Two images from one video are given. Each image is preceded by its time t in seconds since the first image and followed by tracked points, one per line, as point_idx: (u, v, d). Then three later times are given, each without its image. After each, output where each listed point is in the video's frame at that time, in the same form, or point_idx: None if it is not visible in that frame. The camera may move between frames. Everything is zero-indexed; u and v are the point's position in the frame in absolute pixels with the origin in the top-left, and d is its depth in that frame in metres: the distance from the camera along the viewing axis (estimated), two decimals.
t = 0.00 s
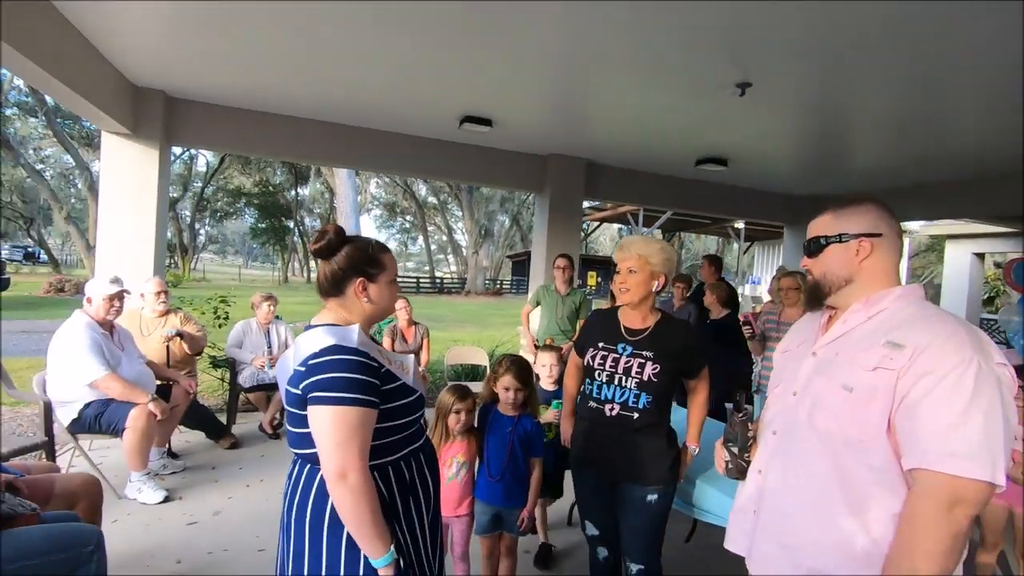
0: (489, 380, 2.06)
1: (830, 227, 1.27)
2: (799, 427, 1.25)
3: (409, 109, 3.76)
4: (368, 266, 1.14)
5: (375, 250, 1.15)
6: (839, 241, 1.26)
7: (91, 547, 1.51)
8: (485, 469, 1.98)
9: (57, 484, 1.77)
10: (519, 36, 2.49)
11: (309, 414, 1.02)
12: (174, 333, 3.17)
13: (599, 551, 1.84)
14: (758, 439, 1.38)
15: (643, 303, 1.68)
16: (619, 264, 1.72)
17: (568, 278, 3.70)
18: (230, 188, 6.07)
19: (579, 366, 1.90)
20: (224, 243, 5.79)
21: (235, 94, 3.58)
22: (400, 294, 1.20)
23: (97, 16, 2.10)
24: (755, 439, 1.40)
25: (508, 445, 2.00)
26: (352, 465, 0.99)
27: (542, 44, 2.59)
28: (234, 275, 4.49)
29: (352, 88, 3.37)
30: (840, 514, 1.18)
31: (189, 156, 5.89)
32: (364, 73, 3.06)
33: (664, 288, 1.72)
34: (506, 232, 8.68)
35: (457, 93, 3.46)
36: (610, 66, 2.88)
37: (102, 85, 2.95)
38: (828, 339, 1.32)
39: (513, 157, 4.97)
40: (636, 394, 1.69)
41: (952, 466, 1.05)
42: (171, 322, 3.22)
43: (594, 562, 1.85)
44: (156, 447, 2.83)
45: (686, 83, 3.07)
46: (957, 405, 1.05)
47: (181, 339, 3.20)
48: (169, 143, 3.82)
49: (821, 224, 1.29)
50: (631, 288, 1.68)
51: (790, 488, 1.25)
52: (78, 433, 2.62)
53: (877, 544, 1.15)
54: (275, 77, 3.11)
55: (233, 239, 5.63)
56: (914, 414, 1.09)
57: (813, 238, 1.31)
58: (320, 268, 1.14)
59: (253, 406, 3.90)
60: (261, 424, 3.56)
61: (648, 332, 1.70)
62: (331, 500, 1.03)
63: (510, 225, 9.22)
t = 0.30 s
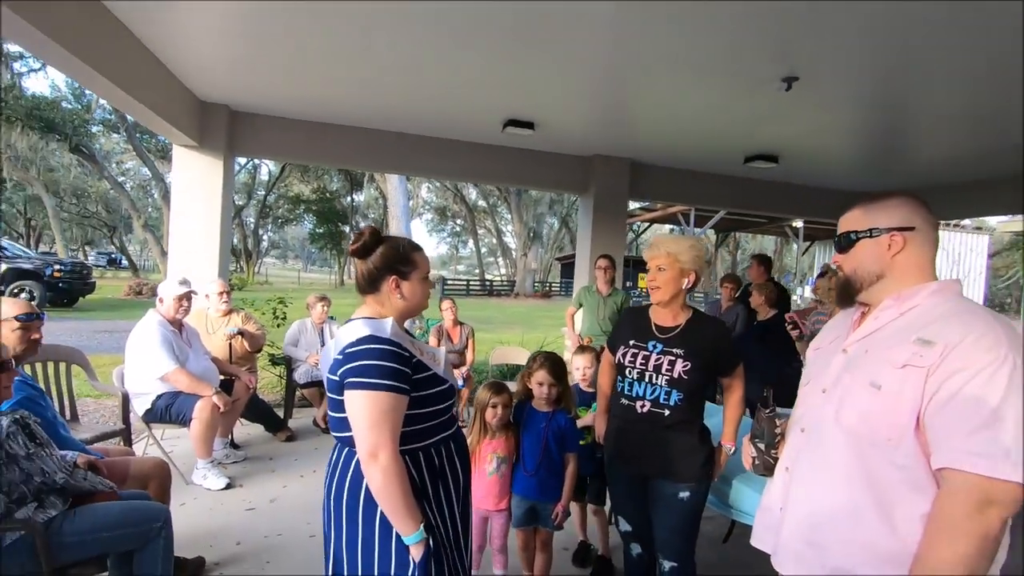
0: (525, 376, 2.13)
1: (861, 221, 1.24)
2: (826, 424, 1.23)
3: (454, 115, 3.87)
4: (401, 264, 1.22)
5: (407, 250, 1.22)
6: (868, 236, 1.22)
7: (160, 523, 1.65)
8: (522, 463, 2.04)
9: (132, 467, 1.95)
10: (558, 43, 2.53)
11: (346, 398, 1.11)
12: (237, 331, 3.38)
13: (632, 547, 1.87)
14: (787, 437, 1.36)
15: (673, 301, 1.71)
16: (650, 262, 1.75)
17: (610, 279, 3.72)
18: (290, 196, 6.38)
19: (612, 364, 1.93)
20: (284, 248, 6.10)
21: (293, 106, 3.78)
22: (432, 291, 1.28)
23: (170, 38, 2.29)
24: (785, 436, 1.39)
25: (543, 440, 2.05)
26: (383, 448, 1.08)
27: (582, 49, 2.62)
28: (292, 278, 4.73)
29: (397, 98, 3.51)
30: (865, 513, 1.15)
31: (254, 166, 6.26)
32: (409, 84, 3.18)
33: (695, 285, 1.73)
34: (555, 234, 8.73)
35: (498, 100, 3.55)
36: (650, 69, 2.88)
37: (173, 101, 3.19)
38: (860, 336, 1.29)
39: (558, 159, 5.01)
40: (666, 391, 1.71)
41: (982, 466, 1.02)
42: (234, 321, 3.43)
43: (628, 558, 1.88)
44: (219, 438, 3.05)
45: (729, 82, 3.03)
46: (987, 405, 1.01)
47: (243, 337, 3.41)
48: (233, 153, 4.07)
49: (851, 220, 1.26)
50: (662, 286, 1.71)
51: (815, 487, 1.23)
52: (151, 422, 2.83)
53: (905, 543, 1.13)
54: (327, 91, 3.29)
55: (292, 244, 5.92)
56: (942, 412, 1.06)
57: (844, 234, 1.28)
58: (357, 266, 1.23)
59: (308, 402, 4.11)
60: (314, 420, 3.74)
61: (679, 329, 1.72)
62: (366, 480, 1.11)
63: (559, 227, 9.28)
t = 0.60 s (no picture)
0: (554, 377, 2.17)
1: (885, 224, 1.13)
2: (845, 432, 1.19)
3: (492, 121, 3.95)
4: (426, 266, 1.28)
5: (432, 252, 1.29)
6: (893, 240, 1.12)
7: (208, 508, 1.77)
8: (549, 463, 2.09)
9: (184, 456, 2.09)
10: (590, 49, 2.56)
11: (371, 390, 1.18)
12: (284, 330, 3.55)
13: (657, 551, 1.88)
14: (812, 443, 1.33)
15: (698, 304, 1.72)
16: (675, 265, 1.77)
17: (646, 282, 3.73)
18: (339, 200, 6.62)
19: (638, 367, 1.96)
20: (333, 251, 6.35)
21: (338, 114, 3.92)
22: (457, 292, 1.33)
23: (223, 53, 2.43)
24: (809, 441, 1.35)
25: (570, 441, 2.09)
26: (404, 438, 1.15)
27: (616, 55, 2.63)
28: (339, 279, 4.91)
29: (435, 107, 3.61)
30: (885, 524, 1.12)
31: (306, 171, 6.51)
32: (446, 93, 3.28)
33: (720, 288, 1.74)
34: (599, 237, 8.76)
35: (534, 105, 3.60)
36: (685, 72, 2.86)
37: (226, 112, 3.36)
38: (884, 341, 1.23)
39: (598, 162, 5.01)
40: (691, 394, 1.72)
41: (1008, 479, 0.97)
42: (281, 320, 3.61)
43: (653, 561, 1.89)
44: (266, 432, 3.21)
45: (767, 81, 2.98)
46: (1014, 414, 0.96)
47: (290, 336, 3.57)
48: (284, 160, 4.26)
49: (875, 223, 1.15)
50: (687, 289, 1.72)
51: (834, 495, 1.20)
52: (205, 414, 3.00)
53: (928, 555, 1.09)
54: (367, 101, 3.42)
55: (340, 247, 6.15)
56: (964, 422, 1.00)
57: (867, 237, 1.17)
58: (387, 268, 1.31)
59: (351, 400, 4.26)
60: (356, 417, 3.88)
61: (706, 331, 1.74)
62: (389, 469, 1.18)
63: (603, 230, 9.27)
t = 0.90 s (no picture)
0: (590, 379, 2.20)
1: (925, 229, 1.12)
2: (880, 438, 1.19)
3: (534, 125, 4.00)
4: (465, 270, 1.34)
5: (471, 257, 1.34)
6: (931, 245, 1.10)
7: (260, 497, 1.91)
8: (583, 464, 2.12)
9: (239, 448, 2.21)
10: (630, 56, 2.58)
11: (407, 388, 1.25)
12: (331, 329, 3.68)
13: (693, 554, 1.89)
14: (848, 448, 1.32)
15: (733, 308, 1.73)
16: (711, 269, 1.78)
17: (684, 285, 3.72)
18: (385, 204, 6.79)
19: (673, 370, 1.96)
20: (379, 253, 6.52)
21: (384, 122, 4.05)
22: (496, 294, 1.38)
23: (277, 64, 2.56)
24: (845, 446, 1.35)
25: (605, 442, 2.11)
26: (434, 435, 1.21)
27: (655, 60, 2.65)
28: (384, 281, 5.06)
29: (478, 113, 3.69)
30: (920, 531, 1.11)
31: (353, 176, 6.72)
32: (489, 99, 3.34)
33: (757, 293, 1.74)
34: (643, 239, 8.68)
35: (575, 109, 3.63)
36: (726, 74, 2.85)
37: (279, 121, 3.52)
38: (922, 348, 1.20)
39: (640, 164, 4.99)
40: (726, 399, 1.73)
41: None
42: (329, 320, 3.75)
43: (688, 564, 1.91)
44: (314, 427, 3.35)
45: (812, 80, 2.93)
46: None
47: (336, 335, 3.71)
48: (332, 166, 4.42)
49: (913, 227, 1.15)
50: (723, 293, 1.73)
51: (867, 501, 1.19)
52: (257, 409, 3.16)
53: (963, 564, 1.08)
54: (412, 107, 3.52)
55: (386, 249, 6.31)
56: (1002, 432, 0.99)
57: (905, 241, 1.16)
58: (430, 271, 1.37)
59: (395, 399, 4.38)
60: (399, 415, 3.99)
61: (742, 335, 1.74)
62: (420, 464, 1.25)
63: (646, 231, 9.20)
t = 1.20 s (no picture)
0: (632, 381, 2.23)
1: (973, 232, 1.06)
2: (925, 442, 1.19)
3: (576, 129, 4.04)
4: (515, 275, 1.40)
5: (521, 261, 1.40)
6: (981, 250, 1.05)
7: (316, 486, 2.03)
8: (625, 464, 2.15)
9: (298, 439, 2.36)
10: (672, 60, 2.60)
11: (457, 388, 1.33)
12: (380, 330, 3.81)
13: (736, 558, 1.88)
14: (893, 452, 1.32)
15: (778, 310, 1.74)
16: (754, 271, 1.79)
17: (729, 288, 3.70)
18: (430, 207, 6.94)
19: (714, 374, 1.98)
20: (424, 256, 6.64)
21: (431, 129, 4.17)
22: (544, 298, 1.43)
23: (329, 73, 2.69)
24: (891, 449, 1.34)
25: (647, 444, 2.14)
26: (482, 433, 1.28)
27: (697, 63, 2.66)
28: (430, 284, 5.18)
29: (521, 118, 3.75)
30: (965, 534, 1.11)
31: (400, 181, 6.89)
32: (532, 104, 3.41)
33: (801, 296, 1.74)
34: (689, 242, 8.56)
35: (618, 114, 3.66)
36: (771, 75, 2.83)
37: (331, 130, 3.68)
38: (968, 352, 1.20)
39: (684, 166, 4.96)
40: (772, 401, 1.74)
41: None
42: (378, 321, 3.88)
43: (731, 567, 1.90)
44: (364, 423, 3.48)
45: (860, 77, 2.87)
46: None
47: (385, 336, 3.84)
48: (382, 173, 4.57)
49: (959, 232, 1.08)
50: (767, 295, 1.74)
51: (911, 504, 1.20)
52: (311, 405, 3.30)
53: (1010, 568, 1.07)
54: (457, 113, 3.61)
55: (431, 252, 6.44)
56: None
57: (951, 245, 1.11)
58: (481, 275, 1.44)
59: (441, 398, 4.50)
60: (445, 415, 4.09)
61: (786, 336, 1.75)
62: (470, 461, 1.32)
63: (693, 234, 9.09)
